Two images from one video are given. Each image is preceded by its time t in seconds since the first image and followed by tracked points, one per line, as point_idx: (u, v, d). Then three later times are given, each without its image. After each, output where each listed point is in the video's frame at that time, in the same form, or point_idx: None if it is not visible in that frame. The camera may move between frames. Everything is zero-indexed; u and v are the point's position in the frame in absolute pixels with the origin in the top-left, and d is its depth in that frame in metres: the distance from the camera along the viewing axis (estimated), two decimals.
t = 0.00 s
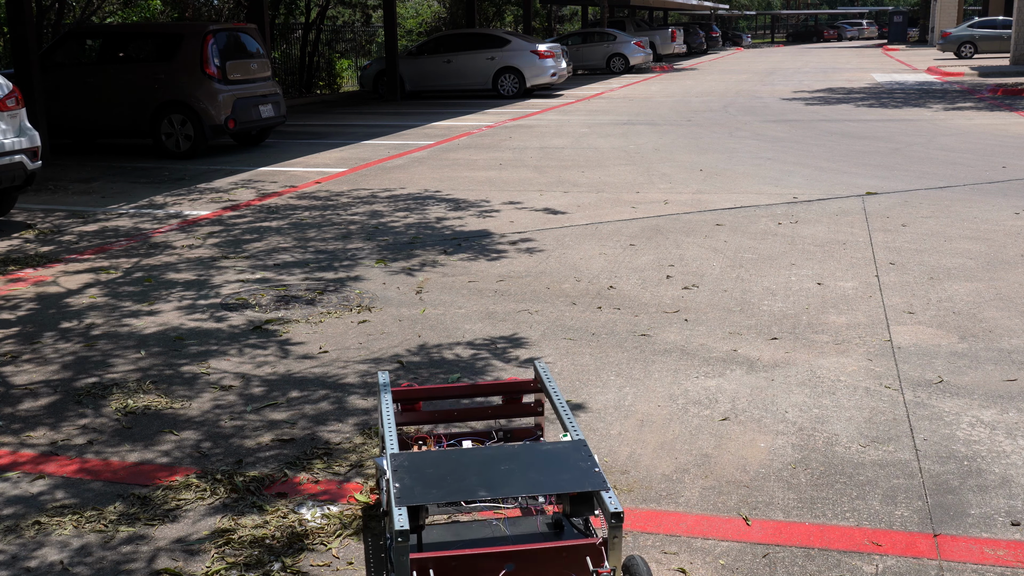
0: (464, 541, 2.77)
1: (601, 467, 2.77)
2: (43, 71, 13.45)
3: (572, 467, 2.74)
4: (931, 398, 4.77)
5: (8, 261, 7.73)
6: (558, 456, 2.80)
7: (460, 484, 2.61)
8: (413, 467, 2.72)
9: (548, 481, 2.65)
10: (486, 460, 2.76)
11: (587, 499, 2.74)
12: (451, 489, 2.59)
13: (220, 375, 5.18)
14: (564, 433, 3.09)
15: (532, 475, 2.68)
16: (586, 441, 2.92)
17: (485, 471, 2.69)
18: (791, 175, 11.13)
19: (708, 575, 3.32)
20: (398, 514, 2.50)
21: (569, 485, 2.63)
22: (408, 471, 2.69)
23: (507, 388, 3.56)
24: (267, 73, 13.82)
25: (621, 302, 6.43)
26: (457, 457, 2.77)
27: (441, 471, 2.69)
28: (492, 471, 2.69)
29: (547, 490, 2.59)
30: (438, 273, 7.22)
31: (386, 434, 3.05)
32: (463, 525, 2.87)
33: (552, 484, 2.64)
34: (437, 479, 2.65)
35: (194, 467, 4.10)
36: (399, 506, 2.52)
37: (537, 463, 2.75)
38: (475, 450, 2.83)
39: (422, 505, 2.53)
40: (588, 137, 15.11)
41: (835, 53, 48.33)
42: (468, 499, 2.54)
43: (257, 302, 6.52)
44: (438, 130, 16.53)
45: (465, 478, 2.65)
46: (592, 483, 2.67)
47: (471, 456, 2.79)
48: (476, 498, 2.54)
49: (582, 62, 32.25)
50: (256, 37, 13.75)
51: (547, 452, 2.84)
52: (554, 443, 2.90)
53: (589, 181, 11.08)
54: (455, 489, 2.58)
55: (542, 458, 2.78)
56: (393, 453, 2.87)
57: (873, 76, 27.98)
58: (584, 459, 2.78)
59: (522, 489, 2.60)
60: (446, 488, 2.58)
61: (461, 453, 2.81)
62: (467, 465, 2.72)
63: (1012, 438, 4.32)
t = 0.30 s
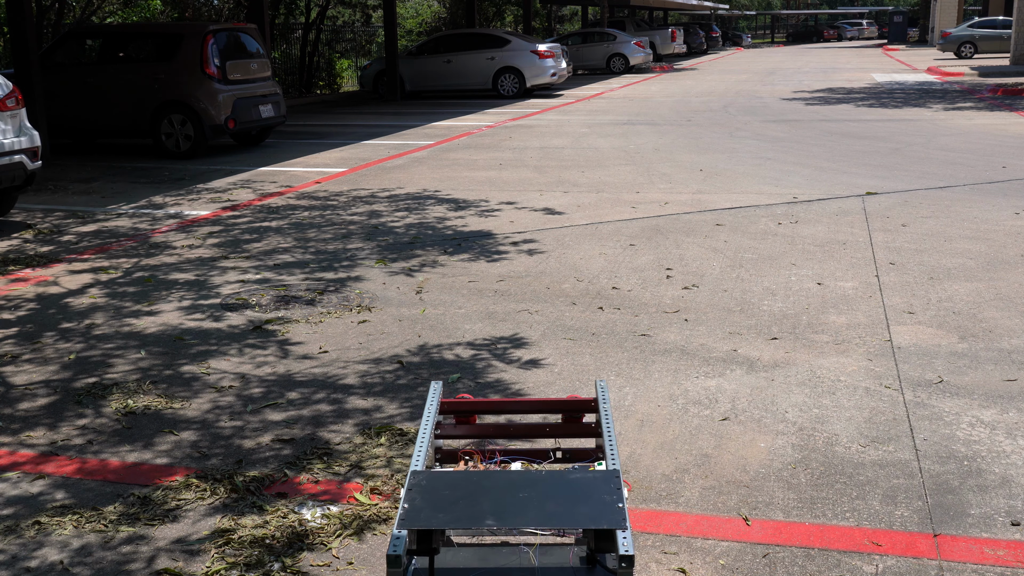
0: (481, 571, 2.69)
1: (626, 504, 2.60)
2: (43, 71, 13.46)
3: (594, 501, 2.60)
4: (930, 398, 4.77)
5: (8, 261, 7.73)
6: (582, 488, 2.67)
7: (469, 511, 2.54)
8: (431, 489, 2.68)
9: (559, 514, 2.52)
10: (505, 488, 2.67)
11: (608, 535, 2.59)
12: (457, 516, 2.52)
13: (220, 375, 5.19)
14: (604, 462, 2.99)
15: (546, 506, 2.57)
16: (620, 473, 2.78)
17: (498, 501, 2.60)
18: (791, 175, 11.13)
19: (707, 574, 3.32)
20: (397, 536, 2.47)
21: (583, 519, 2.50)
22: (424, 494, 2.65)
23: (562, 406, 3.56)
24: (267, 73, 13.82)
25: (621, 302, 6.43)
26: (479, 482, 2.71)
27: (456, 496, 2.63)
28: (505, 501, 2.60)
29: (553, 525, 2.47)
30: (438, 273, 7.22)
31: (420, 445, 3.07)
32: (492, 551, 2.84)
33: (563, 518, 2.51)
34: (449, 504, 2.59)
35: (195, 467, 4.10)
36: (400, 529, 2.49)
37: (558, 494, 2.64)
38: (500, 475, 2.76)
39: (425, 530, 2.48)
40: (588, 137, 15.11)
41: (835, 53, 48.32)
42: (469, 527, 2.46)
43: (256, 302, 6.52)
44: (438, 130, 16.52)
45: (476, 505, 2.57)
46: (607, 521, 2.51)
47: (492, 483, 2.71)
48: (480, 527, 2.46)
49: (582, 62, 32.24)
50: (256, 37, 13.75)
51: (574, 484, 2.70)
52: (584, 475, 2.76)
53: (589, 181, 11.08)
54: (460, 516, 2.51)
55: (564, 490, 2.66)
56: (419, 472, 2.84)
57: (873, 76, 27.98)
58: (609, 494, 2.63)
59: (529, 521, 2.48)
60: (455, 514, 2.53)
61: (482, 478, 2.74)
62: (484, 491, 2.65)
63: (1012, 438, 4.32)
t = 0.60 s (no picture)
0: None
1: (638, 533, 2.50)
2: (43, 71, 13.46)
3: (605, 526, 2.52)
4: (931, 398, 4.76)
5: (8, 261, 7.73)
6: (599, 511, 2.60)
7: (474, 523, 2.53)
8: (449, 496, 2.70)
9: (562, 536, 2.46)
10: (519, 504, 2.64)
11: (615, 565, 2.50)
12: (459, 527, 2.52)
13: (220, 376, 5.19)
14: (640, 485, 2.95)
15: (553, 527, 2.51)
16: (646, 501, 2.67)
17: (508, 516, 2.57)
18: (791, 175, 11.12)
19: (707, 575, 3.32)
20: (397, 540, 2.50)
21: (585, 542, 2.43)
22: (439, 501, 2.67)
23: (636, 423, 3.39)
24: (267, 73, 13.82)
25: (621, 302, 6.43)
26: (498, 495, 2.70)
27: (469, 506, 2.63)
28: (514, 518, 2.56)
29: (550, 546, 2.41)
30: (438, 273, 7.22)
31: (465, 443, 3.13)
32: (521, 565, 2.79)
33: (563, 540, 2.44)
34: (458, 514, 2.59)
35: (194, 468, 4.10)
36: (402, 534, 2.52)
37: (572, 514, 2.58)
38: (523, 489, 2.74)
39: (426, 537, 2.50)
40: (589, 137, 15.10)
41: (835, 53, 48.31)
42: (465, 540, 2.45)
43: (256, 302, 6.53)
44: (438, 130, 16.52)
45: (483, 519, 2.56)
46: (608, 548, 2.42)
47: (510, 497, 2.68)
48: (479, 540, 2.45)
49: (583, 62, 32.22)
50: (256, 37, 13.75)
51: (594, 507, 2.63)
52: (608, 499, 2.68)
53: (589, 181, 11.08)
54: (463, 528, 2.51)
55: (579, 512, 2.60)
56: (447, 477, 2.86)
57: (873, 76, 27.97)
58: (623, 521, 2.54)
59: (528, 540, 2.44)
60: (459, 523, 2.53)
61: (502, 491, 2.73)
62: (499, 504, 2.64)
63: (1012, 439, 4.31)
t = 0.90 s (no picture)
0: None
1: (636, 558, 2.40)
2: (43, 71, 13.46)
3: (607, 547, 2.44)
4: (930, 398, 4.76)
5: (8, 261, 7.73)
6: (607, 530, 2.53)
7: (475, 532, 2.52)
8: (462, 502, 2.69)
9: (556, 555, 2.40)
10: (527, 517, 2.60)
11: None
12: (459, 535, 2.51)
13: (220, 376, 5.19)
14: (662, 503, 2.81)
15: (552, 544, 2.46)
16: (660, 523, 2.57)
17: (511, 528, 2.54)
18: (791, 175, 11.12)
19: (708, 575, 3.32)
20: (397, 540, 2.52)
21: (577, 563, 2.37)
22: (450, 505, 2.68)
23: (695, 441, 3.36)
24: (267, 73, 13.82)
25: (621, 302, 6.42)
26: (511, 504, 2.67)
27: (477, 514, 2.62)
28: (516, 531, 2.52)
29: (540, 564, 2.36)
30: (438, 273, 7.22)
31: (507, 442, 3.16)
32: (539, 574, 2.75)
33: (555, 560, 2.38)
34: (463, 521, 2.58)
35: (193, 468, 4.11)
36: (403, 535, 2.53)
37: (578, 531, 2.52)
38: (540, 500, 2.70)
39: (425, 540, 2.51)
40: (589, 137, 15.10)
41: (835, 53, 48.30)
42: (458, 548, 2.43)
43: (256, 302, 6.53)
44: (438, 130, 16.52)
45: (485, 529, 2.53)
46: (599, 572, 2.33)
47: (521, 509, 2.65)
48: (471, 551, 2.44)
49: (583, 62, 32.21)
50: (256, 37, 13.74)
51: (602, 526, 2.55)
52: (622, 519, 2.59)
53: (589, 181, 11.07)
54: (462, 536, 2.50)
55: (585, 530, 2.53)
56: (470, 481, 2.86)
57: (873, 75, 27.97)
58: (626, 544, 2.45)
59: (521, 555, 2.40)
60: (459, 530, 2.52)
61: (516, 501, 2.70)
62: (508, 513, 2.62)
63: (1013, 438, 4.31)
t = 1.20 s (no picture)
0: None
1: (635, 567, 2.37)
2: (43, 71, 13.46)
3: (607, 556, 2.41)
4: (930, 398, 4.76)
5: (8, 261, 7.73)
6: (612, 539, 2.50)
7: (478, 533, 2.51)
8: (471, 503, 2.70)
9: (554, 561, 2.38)
10: (531, 522, 2.58)
11: None
12: (461, 535, 2.51)
13: (220, 376, 5.19)
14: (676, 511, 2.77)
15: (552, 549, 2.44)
16: (666, 534, 2.53)
17: (514, 531, 2.53)
18: (791, 175, 11.11)
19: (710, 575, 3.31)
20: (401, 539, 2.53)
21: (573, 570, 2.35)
22: (458, 506, 2.68)
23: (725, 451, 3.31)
24: (267, 73, 13.82)
25: (621, 303, 6.42)
26: (519, 508, 2.66)
27: (483, 516, 2.62)
28: (518, 535, 2.51)
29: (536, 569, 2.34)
30: (438, 273, 7.22)
31: (533, 440, 3.15)
32: None
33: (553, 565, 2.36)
34: (469, 522, 2.58)
35: (193, 468, 4.11)
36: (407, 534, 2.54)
37: (581, 537, 2.50)
38: (548, 505, 2.68)
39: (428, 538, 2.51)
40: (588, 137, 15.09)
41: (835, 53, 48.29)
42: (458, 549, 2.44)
43: (257, 302, 6.53)
44: (438, 130, 16.52)
45: (488, 532, 2.52)
46: None
47: (527, 514, 2.63)
48: (472, 550, 2.44)
49: (583, 62, 32.20)
50: (256, 37, 13.74)
51: (606, 534, 2.53)
52: (628, 527, 2.56)
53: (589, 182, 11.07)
54: (464, 536, 2.50)
55: (587, 538, 2.50)
56: (483, 483, 2.85)
57: (873, 76, 27.97)
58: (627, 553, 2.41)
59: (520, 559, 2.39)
60: (462, 531, 2.52)
61: (524, 505, 2.69)
62: (513, 517, 2.61)
63: (1013, 439, 4.31)
